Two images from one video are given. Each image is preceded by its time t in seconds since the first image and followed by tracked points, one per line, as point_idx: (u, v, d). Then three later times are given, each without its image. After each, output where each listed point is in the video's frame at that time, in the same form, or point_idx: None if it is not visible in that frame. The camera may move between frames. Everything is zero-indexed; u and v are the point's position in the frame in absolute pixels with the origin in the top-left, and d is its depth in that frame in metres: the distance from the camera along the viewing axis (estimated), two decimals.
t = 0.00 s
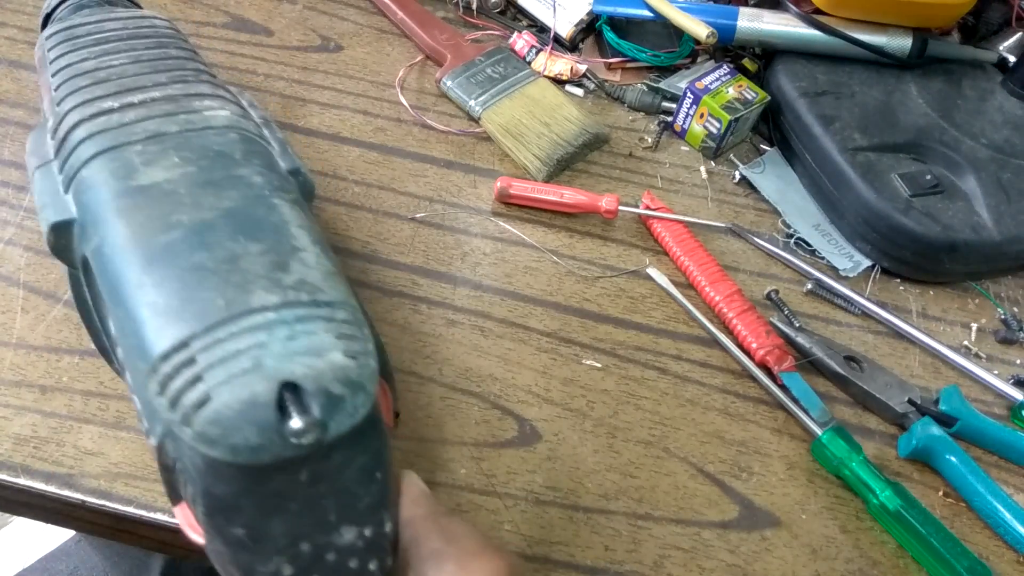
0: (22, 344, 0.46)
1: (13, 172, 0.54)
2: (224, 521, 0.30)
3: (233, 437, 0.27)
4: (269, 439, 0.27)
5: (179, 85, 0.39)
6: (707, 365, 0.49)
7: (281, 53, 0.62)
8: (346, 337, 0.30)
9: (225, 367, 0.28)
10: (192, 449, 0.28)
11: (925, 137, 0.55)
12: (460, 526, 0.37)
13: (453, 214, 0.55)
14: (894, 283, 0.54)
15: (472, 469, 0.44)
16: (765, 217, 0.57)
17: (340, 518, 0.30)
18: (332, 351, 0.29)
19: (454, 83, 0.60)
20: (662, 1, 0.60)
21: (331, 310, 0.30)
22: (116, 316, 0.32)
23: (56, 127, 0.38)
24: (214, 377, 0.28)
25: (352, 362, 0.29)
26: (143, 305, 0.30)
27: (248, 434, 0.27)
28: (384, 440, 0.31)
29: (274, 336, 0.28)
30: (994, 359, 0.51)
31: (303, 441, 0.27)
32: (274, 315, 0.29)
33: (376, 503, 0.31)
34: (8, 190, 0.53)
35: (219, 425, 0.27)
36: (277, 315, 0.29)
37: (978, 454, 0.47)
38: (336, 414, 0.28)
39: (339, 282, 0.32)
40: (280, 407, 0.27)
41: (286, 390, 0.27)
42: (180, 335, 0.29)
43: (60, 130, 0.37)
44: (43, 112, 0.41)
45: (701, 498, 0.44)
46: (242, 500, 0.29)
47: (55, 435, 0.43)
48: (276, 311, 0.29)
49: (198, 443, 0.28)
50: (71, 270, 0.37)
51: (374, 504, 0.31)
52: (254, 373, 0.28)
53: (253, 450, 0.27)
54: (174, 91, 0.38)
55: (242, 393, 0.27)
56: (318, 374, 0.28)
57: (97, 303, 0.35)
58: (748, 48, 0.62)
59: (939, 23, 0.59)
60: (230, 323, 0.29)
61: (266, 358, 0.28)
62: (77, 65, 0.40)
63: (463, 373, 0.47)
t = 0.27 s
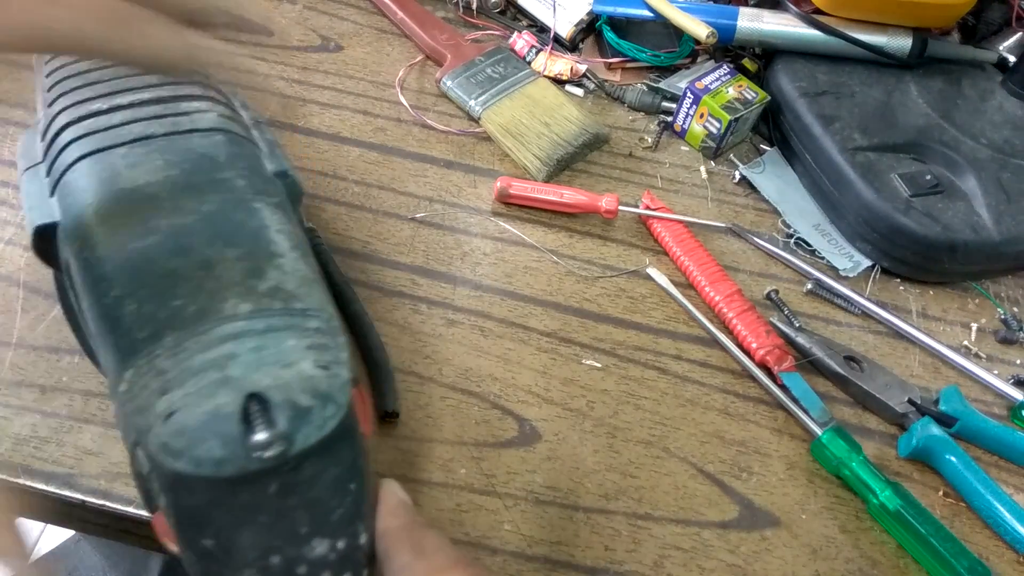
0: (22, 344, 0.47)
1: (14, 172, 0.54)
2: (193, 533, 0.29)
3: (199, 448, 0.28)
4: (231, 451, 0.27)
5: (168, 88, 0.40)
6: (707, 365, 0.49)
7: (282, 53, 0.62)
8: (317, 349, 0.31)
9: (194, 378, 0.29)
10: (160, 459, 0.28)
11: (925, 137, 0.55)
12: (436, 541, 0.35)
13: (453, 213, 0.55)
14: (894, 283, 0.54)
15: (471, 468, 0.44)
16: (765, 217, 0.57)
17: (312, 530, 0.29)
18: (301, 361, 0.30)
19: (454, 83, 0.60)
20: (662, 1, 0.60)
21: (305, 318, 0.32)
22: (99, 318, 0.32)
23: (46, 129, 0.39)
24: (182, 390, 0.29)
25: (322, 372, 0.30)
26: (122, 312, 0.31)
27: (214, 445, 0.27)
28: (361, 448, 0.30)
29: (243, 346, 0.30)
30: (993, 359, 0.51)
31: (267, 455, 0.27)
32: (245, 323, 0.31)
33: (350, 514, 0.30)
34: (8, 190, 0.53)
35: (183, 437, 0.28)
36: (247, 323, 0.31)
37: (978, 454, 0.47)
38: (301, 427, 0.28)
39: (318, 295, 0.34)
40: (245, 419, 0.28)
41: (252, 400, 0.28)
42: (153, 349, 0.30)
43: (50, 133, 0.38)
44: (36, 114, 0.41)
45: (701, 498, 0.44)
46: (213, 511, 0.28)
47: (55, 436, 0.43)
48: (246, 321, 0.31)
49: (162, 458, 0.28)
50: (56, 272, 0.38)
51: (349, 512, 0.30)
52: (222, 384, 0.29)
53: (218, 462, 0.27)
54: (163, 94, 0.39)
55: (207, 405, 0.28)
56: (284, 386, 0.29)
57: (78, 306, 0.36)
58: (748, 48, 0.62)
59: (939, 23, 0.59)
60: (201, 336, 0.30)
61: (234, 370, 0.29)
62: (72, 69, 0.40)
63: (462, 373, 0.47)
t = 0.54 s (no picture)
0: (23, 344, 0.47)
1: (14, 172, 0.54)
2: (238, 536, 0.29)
3: (255, 458, 0.26)
4: (289, 459, 0.26)
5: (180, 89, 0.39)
6: (708, 365, 0.49)
7: (282, 53, 0.62)
8: (360, 355, 0.28)
9: (245, 388, 0.27)
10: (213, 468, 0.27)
11: (925, 137, 0.55)
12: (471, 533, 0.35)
13: (453, 214, 0.55)
14: (894, 283, 0.54)
15: (471, 469, 0.44)
16: (764, 217, 0.57)
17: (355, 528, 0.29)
18: (347, 369, 0.27)
19: (454, 84, 0.60)
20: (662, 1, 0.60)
21: (346, 328, 0.29)
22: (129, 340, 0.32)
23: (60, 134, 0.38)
24: (235, 399, 0.26)
25: (367, 379, 0.28)
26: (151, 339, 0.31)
27: (270, 455, 0.26)
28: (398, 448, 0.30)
29: (292, 354, 0.28)
30: (994, 359, 0.51)
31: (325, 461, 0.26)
32: (290, 333, 0.28)
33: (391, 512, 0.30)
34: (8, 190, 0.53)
35: (241, 446, 0.26)
36: (292, 334, 0.28)
37: (978, 454, 0.47)
38: (354, 432, 0.26)
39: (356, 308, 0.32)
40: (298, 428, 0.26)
41: (304, 408, 0.26)
42: (199, 355, 0.28)
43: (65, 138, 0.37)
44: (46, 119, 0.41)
45: (700, 498, 0.44)
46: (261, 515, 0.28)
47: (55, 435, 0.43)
48: (291, 329, 0.29)
49: (223, 465, 0.27)
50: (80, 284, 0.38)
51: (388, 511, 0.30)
52: (272, 394, 0.26)
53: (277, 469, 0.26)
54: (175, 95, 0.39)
55: (260, 415, 0.26)
56: (335, 392, 0.26)
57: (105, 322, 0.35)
58: (748, 48, 0.62)
59: (939, 22, 0.59)
60: (248, 344, 0.28)
61: (282, 378, 0.27)
62: (78, 71, 0.40)
63: (463, 373, 0.47)
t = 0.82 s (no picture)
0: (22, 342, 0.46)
1: (14, 172, 0.54)
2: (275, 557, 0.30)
3: (304, 499, 0.26)
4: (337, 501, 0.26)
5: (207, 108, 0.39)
6: (708, 365, 0.49)
7: (282, 53, 0.62)
8: (397, 400, 0.29)
9: (293, 433, 0.27)
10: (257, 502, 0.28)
11: (925, 137, 0.55)
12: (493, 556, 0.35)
13: (453, 213, 0.55)
14: (893, 283, 0.54)
15: (472, 469, 0.44)
16: (764, 217, 0.57)
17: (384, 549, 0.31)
18: (387, 415, 0.28)
19: (454, 83, 0.60)
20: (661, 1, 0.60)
21: (383, 369, 0.30)
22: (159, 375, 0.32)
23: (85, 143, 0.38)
24: (284, 441, 0.26)
25: (404, 425, 0.28)
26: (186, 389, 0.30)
27: (318, 497, 0.26)
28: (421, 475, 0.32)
29: (337, 398, 0.27)
30: (993, 359, 0.51)
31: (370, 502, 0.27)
32: (334, 375, 0.28)
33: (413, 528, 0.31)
34: (8, 190, 0.53)
35: (290, 487, 0.26)
36: (336, 375, 0.28)
37: (978, 454, 0.47)
38: (394, 475, 0.27)
39: (387, 343, 0.32)
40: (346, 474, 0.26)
41: (350, 454, 0.26)
42: (246, 395, 0.28)
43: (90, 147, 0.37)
44: (67, 123, 0.40)
45: (700, 498, 0.44)
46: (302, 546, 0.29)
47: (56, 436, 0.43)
48: (333, 371, 0.28)
49: (270, 504, 0.27)
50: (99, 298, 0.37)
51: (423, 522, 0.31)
52: (321, 439, 0.26)
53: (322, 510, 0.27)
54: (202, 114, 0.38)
55: (309, 459, 0.26)
56: (378, 438, 0.27)
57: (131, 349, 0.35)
58: (748, 48, 0.62)
59: (939, 22, 0.59)
60: (294, 383, 0.28)
61: (328, 421, 0.27)
62: (99, 76, 0.40)
63: (463, 373, 0.47)
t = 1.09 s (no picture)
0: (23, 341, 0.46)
1: (14, 172, 0.54)
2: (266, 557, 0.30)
3: (281, 514, 0.27)
4: (315, 516, 0.27)
5: (200, 110, 0.39)
6: (708, 366, 0.49)
7: (282, 53, 0.62)
8: (378, 415, 0.29)
9: (272, 447, 0.27)
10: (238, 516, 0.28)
11: (924, 137, 0.55)
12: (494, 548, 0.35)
13: (453, 213, 0.55)
14: (893, 282, 0.54)
15: (472, 469, 0.44)
16: (764, 217, 0.57)
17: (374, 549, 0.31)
18: (366, 429, 0.28)
19: (454, 83, 0.60)
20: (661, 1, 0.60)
21: (364, 384, 0.30)
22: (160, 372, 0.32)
23: (78, 146, 0.38)
24: (263, 456, 0.27)
25: (384, 439, 0.28)
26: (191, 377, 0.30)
27: (296, 511, 0.27)
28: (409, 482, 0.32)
29: (316, 414, 0.28)
30: (994, 359, 0.51)
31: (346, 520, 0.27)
32: (314, 391, 0.29)
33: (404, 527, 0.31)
34: (8, 190, 0.53)
35: (268, 502, 0.27)
36: (316, 391, 0.29)
37: (978, 454, 0.47)
38: (373, 492, 0.27)
39: (370, 355, 0.32)
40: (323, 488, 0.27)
41: (328, 469, 0.27)
42: (231, 408, 0.29)
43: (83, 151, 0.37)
44: (62, 125, 0.40)
45: (700, 498, 0.44)
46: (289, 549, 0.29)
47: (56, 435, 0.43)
48: (314, 387, 0.29)
49: (250, 518, 0.27)
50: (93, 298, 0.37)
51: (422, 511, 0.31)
52: (299, 455, 0.27)
53: (300, 525, 0.27)
54: (195, 118, 0.38)
55: (287, 473, 0.27)
56: (356, 454, 0.27)
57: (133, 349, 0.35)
58: (748, 48, 0.62)
59: (939, 22, 0.59)
60: (275, 401, 0.28)
61: (308, 437, 0.27)
62: (95, 76, 0.40)
63: (463, 373, 0.47)
